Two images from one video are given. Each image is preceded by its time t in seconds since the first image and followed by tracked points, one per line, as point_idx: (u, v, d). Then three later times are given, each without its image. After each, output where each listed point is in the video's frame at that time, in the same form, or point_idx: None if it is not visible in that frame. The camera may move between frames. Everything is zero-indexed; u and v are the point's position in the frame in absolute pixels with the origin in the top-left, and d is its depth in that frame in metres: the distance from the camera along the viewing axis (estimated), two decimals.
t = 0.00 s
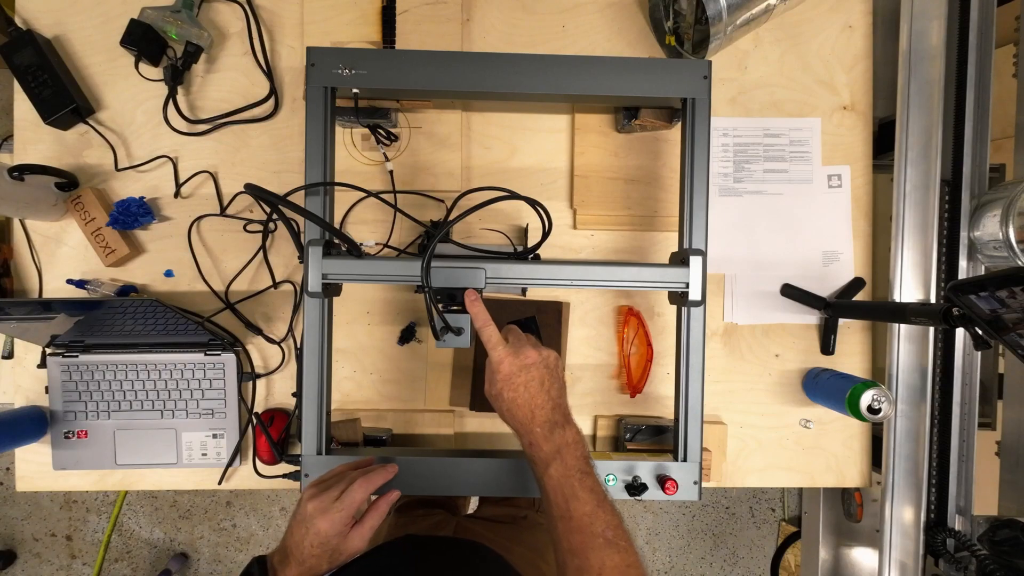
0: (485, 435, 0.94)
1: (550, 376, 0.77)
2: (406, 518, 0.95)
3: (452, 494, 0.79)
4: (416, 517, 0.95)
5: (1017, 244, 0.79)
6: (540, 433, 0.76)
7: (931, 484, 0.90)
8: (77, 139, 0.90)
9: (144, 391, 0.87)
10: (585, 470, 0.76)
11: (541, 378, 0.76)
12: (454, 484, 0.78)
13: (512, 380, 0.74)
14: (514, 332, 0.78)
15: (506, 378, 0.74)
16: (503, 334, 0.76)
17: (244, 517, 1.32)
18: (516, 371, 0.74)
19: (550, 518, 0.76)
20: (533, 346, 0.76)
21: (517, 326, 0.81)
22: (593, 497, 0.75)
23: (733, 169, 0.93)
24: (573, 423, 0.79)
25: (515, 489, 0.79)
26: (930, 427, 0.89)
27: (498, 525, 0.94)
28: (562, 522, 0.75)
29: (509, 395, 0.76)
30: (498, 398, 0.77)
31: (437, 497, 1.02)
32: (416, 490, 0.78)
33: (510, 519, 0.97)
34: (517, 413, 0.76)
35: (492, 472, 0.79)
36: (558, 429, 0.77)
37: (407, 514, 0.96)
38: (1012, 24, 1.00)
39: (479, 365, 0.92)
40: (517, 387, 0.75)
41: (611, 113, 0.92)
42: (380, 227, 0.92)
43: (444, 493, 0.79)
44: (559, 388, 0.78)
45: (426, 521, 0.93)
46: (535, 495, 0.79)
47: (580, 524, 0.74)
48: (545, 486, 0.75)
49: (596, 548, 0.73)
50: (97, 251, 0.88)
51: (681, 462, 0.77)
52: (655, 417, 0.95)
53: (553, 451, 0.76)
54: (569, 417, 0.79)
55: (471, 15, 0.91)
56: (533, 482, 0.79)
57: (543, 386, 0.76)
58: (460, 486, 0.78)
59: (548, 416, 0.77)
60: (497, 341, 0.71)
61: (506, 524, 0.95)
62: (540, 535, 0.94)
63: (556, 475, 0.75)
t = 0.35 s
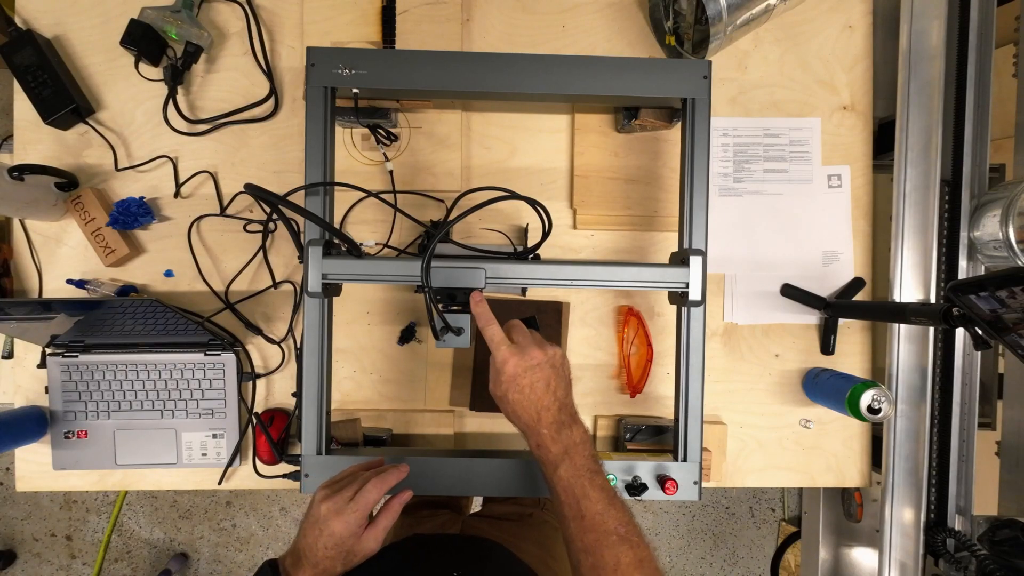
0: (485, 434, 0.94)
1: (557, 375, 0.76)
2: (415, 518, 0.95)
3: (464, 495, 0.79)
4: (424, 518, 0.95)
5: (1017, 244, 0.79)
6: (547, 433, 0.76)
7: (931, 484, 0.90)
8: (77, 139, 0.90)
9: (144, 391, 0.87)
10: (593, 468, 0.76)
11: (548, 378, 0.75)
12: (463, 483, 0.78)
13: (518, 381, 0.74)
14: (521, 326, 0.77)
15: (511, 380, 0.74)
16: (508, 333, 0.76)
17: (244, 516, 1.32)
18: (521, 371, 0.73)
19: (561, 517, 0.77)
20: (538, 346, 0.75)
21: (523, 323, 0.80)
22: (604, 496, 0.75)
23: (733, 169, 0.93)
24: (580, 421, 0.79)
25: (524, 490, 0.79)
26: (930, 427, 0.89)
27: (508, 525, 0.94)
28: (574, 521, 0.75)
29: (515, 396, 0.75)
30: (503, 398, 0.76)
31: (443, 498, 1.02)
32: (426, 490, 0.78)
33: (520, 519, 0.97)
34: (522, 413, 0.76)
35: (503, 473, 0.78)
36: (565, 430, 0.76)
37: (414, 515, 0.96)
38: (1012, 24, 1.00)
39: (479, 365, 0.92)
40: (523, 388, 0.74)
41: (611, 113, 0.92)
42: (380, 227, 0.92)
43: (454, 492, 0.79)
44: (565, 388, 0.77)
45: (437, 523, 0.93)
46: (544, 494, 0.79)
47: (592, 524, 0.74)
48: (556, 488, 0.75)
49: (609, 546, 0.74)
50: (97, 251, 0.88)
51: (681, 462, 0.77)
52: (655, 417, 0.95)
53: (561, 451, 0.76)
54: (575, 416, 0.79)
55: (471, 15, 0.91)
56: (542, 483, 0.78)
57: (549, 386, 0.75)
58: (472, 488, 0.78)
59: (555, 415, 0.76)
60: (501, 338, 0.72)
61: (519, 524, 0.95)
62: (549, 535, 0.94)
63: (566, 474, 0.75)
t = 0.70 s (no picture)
0: (485, 434, 0.94)
1: (579, 380, 0.74)
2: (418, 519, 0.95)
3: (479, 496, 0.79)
4: (429, 518, 0.95)
5: (1017, 244, 0.79)
6: (564, 434, 0.75)
7: (931, 484, 0.90)
8: (77, 139, 0.90)
9: (144, 391, 0.87)
10: (607, 466, 0.75)
11: (569, 384, 0.73)
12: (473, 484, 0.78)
13: (540, 387, 0.72)
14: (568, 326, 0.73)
15: (534, 385, 0.72)
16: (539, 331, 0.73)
17: (244, 516, 1.32)
18: (543, 376, 0.72)
19: (574, 511, 0.75)
20: (566, 353, 0.72)
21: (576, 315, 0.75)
22: (617, 490, 0.74)
23: (733, 169, 0.93)
24: (595, 421, 0.77)
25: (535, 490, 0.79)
26: (930, 427, 0.89)
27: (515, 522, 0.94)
28: (588, 516, 0.74)
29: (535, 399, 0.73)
30: (523, 400, 0.75)
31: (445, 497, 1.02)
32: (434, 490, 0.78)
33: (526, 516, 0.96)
34: (541, 416, 0.74)
35: (512, 472, 0.78)
36: (582, 429, 0.75)
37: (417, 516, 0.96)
38: (1012, 24, 1.00)
39: (479, 365, 0.92)
40: (543, 393, 0.73)
41: (611, 113, 0.92)
42: (380, 227, 0.92)
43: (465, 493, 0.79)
44: (585, 390, 0.75)
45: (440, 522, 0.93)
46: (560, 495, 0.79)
47: (606, 517, 0.73)
48: (571, 483, 0.75)
49: (623, 538, 0.73)
50: (97, 251, 0.88)
51: (681, 462, 0.77)
52: (655, 417, 0.95)
53: (577, 449, 0.75)
54: (592, 416, 0.78)
55: (471, 15, 0.91)
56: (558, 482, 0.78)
57: (570, 391, 0.74)
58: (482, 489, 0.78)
59: (573, 418, 0.75)
60: (530, 342, 0.71)
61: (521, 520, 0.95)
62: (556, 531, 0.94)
63: (581, 472, 0.74)
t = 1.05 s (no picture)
0: (485, 434, 0.94)
1: (588, 378, 0.75)
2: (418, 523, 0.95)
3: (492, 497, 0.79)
4: (433, 519, 0.95)
5: (1017, 244, 0.79)
6: (577, 434, 0.76)
7: (931, 484, 0.90)
8: (77, 139, 0.90)
9: (144, 391, 0.87)
10: (622, 465, 0.77)
11: (580, 383, 0.75)
12: (478, 484, 0.78)
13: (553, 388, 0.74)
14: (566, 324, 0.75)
15: (545, 385, 0.73)
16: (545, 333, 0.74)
17: (244, 516, 1.32)
18: (557, 378, 0.73)
19: (590, 512, 0.77)
20: (574, 351, 0.73)
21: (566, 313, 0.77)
22: (634, 491, 0.76)
23: (733, 169, 0.93)
24: (606, 419, 0.79)
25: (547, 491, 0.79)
26: (930, 427, 0.89)
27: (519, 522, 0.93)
28: (606, 516, 0.75)
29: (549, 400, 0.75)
30: (535, 402, 0.76)
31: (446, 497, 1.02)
32: (438, 491, 0.79)
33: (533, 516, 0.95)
34: (554, 418, 0.76)
35: (519, 473, 0.79)
36: (595, 429, 0.77)
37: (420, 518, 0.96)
38: (1012, 24, 1.00)
39: (479, 365, 0.92)
40: (556, 395, 0.74)
41: (612, 113, 0.92)
42: (380, 227, 0.92)
43: (470, 493, 0.79)
44: (595, 390, 0.77)
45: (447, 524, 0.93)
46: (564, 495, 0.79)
47: (625, 518, 0.75)
48: (586, 485, 0.76)
49: (642, 538, 0.75)
50: (97, 251, 0.88)
51: (681, 462, 0.77)
52: (655, 417, 0.95)
53: (592, 449, 0.76)
54: (604, 416, 0.79)
55: (471, 15, 0.91)
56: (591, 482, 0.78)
57: (581, 390, 0.75)
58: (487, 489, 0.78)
59: (585, 417, 0.77)
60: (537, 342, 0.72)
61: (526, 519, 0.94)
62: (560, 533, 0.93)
63: (596, 473, 0.76)
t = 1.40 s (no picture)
0: (485, 435, 0.94)
1: (545, 312, 0.70)
2: (417, 528, 0.93)
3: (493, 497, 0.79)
4: (433, 523, 0.94)
5: (1017, 244, 0.79)
6: (546, 376, 0.72)
7: (931, 484, 0.90)
8: (77, 139, 0.90)
9: (144, 391, 0.87)
10: (600, 406, 0.72)
11: (536, 318, 0.69)
12: (479, 484, 0.78)
13: (507, 331, 0.70)
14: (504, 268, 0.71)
15: (499, 330, 0.70)
16: (486, 274, 0.69)
17: (244, 516, 1.32)
18: (510, 318, 0.68)
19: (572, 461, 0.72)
20: (521, 285, 0.68)
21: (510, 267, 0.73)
22: (615, 435, 0.71)
23: (733, 169, 0.93)
24: (580, 360, 0.74)
25: (550, 491, 0.79)
26: (930, 427, 0.89)
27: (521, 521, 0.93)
28: (587, 463, 0.70)
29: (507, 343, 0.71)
30: (496, 349, 0.72)
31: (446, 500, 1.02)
32: (437, 491, 0.79)
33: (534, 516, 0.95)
34: (517, 361, 0.72)
35: (520, 474, 0.79)
36: (564, 369, 0.72)
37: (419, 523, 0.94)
38: (1012, 24, 1.00)
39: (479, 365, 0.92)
40: (511, 336, 0.70)
41: (611, 113, 0.92)
42: (380, 227, 0.92)
43: (471, 493, 0.79)
44: (558, 324, 0.72)
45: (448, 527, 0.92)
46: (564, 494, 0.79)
47: (607, 462, 0.69)
48: (565, 431, 0.71)
49: (629, 484, 0.68)
50: (97, 251, 0.88)
51: (681, 463, 0.77)
52: (655, 417, 0.95)
53: (564, 391, 0.72)
54: (574, 354, 0.74)
55: (471, 15, 0.91)
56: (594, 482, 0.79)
57: (539, 327, 0.70)
58: (487, 489, 0.79)
59: (551, 357, 0.72)
60: (479, 287, 0.68)
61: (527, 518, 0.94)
62: (561, 531, 0.93)
63: (572, 416, 0.71)
